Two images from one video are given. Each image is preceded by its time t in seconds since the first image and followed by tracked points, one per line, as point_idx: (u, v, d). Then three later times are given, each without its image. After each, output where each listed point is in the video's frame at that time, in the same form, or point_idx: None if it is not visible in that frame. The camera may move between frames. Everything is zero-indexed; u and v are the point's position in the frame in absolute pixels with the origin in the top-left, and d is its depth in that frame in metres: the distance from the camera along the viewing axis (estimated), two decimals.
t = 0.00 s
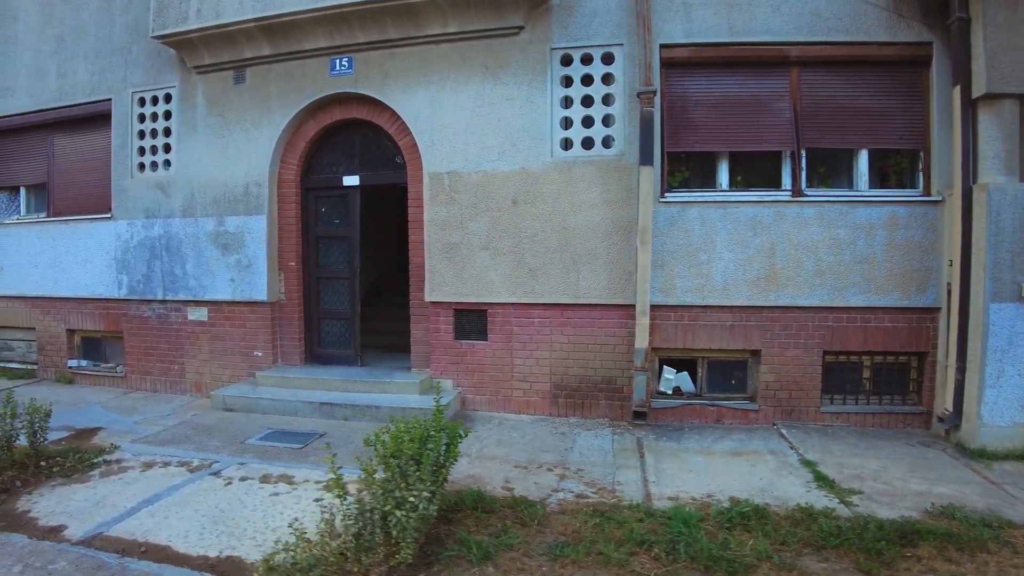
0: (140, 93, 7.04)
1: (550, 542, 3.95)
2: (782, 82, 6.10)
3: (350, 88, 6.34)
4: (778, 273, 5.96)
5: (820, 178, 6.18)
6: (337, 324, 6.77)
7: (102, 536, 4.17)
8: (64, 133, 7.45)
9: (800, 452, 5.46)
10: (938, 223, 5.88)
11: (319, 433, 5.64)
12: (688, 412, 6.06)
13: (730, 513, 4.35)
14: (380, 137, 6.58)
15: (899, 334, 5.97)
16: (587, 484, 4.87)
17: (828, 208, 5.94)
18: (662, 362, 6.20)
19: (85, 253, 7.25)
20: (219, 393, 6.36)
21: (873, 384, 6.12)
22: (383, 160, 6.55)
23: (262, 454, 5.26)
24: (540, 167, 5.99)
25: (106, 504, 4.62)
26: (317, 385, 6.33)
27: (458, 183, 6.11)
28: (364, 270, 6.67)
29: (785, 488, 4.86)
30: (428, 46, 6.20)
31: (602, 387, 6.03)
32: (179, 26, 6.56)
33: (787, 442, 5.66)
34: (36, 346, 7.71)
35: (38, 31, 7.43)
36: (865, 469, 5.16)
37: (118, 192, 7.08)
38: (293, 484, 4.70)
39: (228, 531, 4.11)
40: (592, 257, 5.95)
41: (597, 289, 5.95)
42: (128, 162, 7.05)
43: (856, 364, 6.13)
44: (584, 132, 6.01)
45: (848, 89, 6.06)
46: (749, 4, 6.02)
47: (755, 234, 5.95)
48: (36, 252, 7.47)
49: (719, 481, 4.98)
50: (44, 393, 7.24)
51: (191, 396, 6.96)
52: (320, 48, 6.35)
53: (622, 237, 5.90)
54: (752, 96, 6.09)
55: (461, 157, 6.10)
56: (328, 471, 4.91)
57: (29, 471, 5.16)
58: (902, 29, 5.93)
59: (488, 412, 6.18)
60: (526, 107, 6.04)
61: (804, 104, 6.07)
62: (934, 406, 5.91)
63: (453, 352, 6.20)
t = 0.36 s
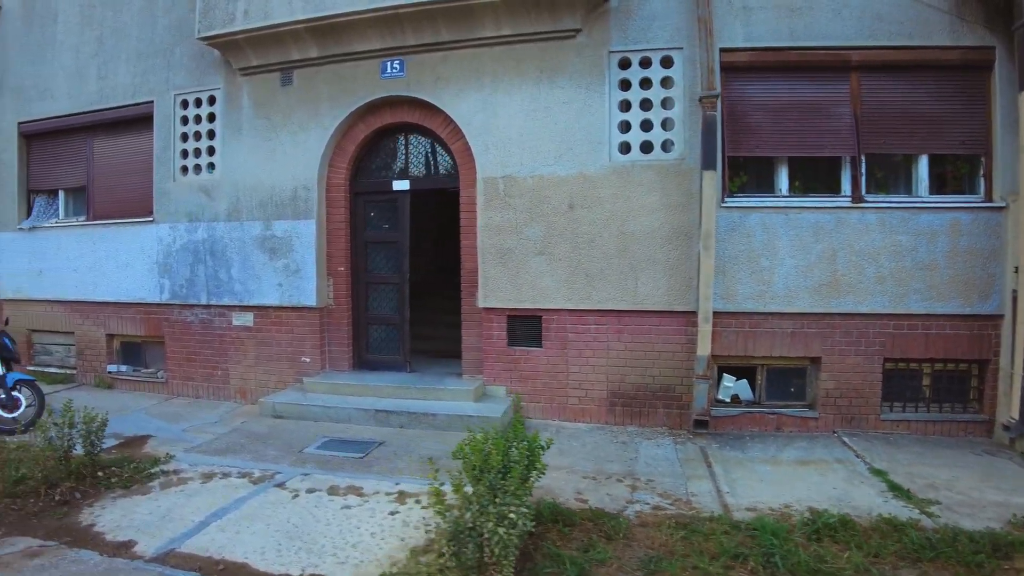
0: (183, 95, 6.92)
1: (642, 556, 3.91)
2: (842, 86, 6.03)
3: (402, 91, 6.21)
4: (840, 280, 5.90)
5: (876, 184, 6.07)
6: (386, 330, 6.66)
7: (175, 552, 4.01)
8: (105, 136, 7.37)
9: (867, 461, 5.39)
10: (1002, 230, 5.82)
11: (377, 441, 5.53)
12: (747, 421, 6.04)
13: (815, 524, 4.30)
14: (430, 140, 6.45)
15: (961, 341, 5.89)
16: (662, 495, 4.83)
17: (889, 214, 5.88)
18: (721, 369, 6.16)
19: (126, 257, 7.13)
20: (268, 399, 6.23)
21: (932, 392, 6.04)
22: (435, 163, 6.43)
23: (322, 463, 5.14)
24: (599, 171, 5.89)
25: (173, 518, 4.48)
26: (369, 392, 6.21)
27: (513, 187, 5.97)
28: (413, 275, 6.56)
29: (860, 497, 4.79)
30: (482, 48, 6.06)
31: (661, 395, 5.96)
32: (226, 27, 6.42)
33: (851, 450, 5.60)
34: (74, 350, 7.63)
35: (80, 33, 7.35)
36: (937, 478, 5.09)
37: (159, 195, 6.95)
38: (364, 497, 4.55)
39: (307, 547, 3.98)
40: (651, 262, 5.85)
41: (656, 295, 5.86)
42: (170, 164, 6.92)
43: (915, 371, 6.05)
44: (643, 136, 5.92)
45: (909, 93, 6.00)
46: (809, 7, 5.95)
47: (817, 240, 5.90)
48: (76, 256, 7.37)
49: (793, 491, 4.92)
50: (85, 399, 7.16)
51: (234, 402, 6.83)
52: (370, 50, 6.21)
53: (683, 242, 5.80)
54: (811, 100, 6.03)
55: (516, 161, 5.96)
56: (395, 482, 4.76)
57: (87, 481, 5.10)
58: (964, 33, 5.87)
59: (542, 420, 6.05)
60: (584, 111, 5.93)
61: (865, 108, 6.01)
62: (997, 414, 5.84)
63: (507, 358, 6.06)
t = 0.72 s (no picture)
0: (243, 103, 6.87)
1: (750, 570, 3.84)
2: (918, 91, 5.92)
3: (468, 98, 6.13)
4: (918, 288, 5.77)
5: (951, 189, 5.93)
6: (448, 338, 6.54)
7: (266, 566, 3.79)
8: (164, 144, 7.39)
9: (955, 473, 5.24)
10: None
11: (450, 451, 5.41)
12: (823, 431, 5.94)
13: (919, 538, 4.18)
14: (494, 148, 6.36)
15: None
16: (751, 509, 4.74)
17: (969, 220, 5.75)
18: (796, 379, 6.08)
19: (183, 264, 7.08)
20: (334, 408, 6.13)
21: (1014, 403, 5.88)
22: (499, 171, 6.34)
23: (399, 472, 5.03)
24: (671, 178, 5.81)
25: (257, 531, 4.26)
26: (435, 401, 6.08)
27: (581, 194, 5.87)
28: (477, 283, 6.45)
29: (956, 511, 4.65)
30: (551, 55, 6.00)
31: (735, 406, 5.89)
32: (290, 34, 6.35)
33: (935, 462, 5.46)
34: (130, 357, 7.62)
35: (139, 42, 7.38)
36: None
37: (218, 202, 6.91)
38: (450, 509, 4.39)
39: (401, 561, 3.77)
40: (727, 270, 5.77)
41: (731, 303, 5.78)
42: (230, 172, 6.88)
43: (996, 382, 5.88)
44: (717, 142, 5.84)
45: (987, 97, 5.88)
46: (884, 10, 5.85)
47: (895, 247, 5.79)
48: (133, 263, 7.36)
49: (884, 503, 4.79)
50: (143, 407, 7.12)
51: (294, 411, 6.76)
52: (436, 56, 6.15)
53: (759, 249, 5.73)
54: (886, 104, 5.93)
55: (586, 167, 5.88)
56: (478, 494, 4.62)
57: (164, 491, 4.92)
58: None
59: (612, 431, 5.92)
60: (656, 116, 5.87)
61: (941, 113, 5.89)
62: None
63: (575, 368, 5.96)
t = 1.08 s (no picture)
0: (302, 106, 6.79)
1: None
2: (1003, 88, 5.71)
3: (535, 99, 6.01)
4: (1007, 292, 5.53)
5: None
6: (511, 343, 6.38)
7: None
8: (221, 149, 7.37)
9: None
10: None
11: (523, 459, 5.23)
12: (904, 441, 5.75)
13: None
14: (559, 150, 6.22)
15: None
16: (846, 521, 4.55)
17: None
18: (876, 387, 5.87)
19: (242, 268, 7.06)
20: (399, 414, 5.97)
21: None
22: (565, 173, 6.20)
23: (476, 480, 4.80)
24: (747, 179, 5.68)
25: (340, 543, 3.97)
26: (500, 407, 5.93)
27: (654, 195, 5.74)
28: (541, 288, 6.28)
29: None
30: (620, 55, 5.86)
31: (813, 415, 5.72)
32: (352, 36, 6.24)
33: None
34: (185, 361, 7.60)
35: (196, 47, 7.38)
36: None
37: (277, 207, 6.87)
38: (537, 521, 4.17)
39: None
40: (805, 274, 5.62)
41: (811, 308, 5.63)
42: (290, 176, 6.82)
43: None
44: (794, 142, 5.69)
45: None
46: (968, 5, 5.65)
47: (982, 250, 5.56)
48: (190, 267, 7.35)
49: (986, 517, 4.57)
50: (200, 411, 7.08)
51: (355, 416, 6.70)
52: (503, 57, 6.02)
53: (838, 252, 5.57)
54: (970, 102, 5.72)
55: (658, 168, 5.75)
56: (563, 504, 4.41)
57: (238, 501, 4.64)
58: None
59: (685, 440, 5.78)
60: (730, 116, 5.72)
61: None
62: None
63: (646, 375, 5.82)
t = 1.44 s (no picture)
0: (348, 104, 6.63)
1: None
2: None
3: (593, 95, 5.81)
4: None
5: None
6: (566, 347, 6.16)
7: None
8: (262, 148, 7.22)
9: None
10: None
11: (590, 471, 4.99)
12: (983, 451, 5.45)
13: None
14: (616, 148, 6.02)
15: None
16: (938, 536, 4.29)
17: None
18: (952, 393, 5.62)
19: (286, 270, 6.92)
20: (452, 421, 5.75)
21: None
22: (622, 170, 5.99)
23: (544, 495, 4.53)
24: (818, 177, 5.45)
25: (412, 563, 3.68)
26: (558, 415, 5.72)
27: (720, 194, 5.55)
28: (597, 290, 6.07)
29: None
30: (682, 48, 5.66)
31: (886, 422, 5.48)
32: (401, 31, 6.05)
33: None
34: (226, 365, 7.44)
35: (237, 44, 7.23)
36: None
37: (323, 208, 6.73)
38: (618, 539, 3.95)
39: None
40: (879, 275, 5.39)
41: (885, 311, 5.40)
42: (336, 176, 6.67)
43: None
44: (866, 138, 5.45)
45: None
46: None
47: None
48: (231, 269, 7.19)
49: None
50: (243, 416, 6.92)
51: (403, 422, 6.50)
52: (560, 52, 5.82)
53: (913, 253, 5.33)
54: None
55: (725, 165, 5.56)
56: (642, 520, 4.20)
57: (297, 517, 4.37)
58: None
59: (753, 449, 5.63)
60: (799, 112, 5.49)
61: None
62: None
63: (712, 381, 5.66)
